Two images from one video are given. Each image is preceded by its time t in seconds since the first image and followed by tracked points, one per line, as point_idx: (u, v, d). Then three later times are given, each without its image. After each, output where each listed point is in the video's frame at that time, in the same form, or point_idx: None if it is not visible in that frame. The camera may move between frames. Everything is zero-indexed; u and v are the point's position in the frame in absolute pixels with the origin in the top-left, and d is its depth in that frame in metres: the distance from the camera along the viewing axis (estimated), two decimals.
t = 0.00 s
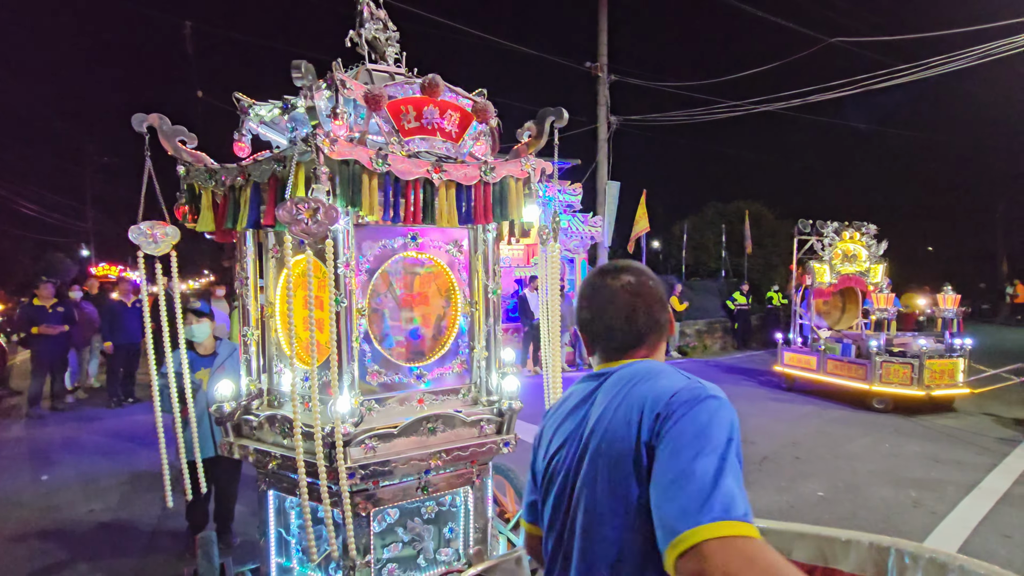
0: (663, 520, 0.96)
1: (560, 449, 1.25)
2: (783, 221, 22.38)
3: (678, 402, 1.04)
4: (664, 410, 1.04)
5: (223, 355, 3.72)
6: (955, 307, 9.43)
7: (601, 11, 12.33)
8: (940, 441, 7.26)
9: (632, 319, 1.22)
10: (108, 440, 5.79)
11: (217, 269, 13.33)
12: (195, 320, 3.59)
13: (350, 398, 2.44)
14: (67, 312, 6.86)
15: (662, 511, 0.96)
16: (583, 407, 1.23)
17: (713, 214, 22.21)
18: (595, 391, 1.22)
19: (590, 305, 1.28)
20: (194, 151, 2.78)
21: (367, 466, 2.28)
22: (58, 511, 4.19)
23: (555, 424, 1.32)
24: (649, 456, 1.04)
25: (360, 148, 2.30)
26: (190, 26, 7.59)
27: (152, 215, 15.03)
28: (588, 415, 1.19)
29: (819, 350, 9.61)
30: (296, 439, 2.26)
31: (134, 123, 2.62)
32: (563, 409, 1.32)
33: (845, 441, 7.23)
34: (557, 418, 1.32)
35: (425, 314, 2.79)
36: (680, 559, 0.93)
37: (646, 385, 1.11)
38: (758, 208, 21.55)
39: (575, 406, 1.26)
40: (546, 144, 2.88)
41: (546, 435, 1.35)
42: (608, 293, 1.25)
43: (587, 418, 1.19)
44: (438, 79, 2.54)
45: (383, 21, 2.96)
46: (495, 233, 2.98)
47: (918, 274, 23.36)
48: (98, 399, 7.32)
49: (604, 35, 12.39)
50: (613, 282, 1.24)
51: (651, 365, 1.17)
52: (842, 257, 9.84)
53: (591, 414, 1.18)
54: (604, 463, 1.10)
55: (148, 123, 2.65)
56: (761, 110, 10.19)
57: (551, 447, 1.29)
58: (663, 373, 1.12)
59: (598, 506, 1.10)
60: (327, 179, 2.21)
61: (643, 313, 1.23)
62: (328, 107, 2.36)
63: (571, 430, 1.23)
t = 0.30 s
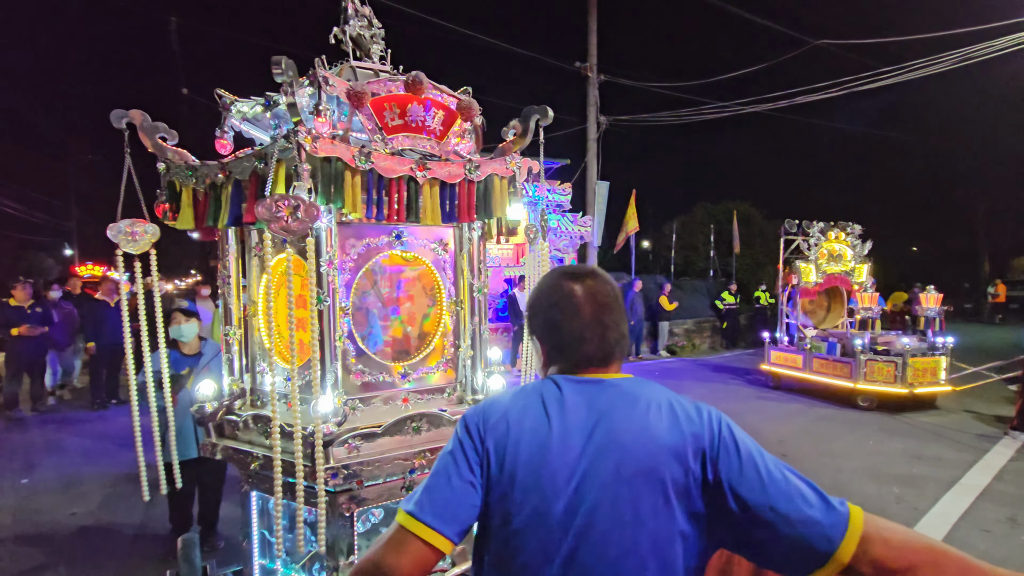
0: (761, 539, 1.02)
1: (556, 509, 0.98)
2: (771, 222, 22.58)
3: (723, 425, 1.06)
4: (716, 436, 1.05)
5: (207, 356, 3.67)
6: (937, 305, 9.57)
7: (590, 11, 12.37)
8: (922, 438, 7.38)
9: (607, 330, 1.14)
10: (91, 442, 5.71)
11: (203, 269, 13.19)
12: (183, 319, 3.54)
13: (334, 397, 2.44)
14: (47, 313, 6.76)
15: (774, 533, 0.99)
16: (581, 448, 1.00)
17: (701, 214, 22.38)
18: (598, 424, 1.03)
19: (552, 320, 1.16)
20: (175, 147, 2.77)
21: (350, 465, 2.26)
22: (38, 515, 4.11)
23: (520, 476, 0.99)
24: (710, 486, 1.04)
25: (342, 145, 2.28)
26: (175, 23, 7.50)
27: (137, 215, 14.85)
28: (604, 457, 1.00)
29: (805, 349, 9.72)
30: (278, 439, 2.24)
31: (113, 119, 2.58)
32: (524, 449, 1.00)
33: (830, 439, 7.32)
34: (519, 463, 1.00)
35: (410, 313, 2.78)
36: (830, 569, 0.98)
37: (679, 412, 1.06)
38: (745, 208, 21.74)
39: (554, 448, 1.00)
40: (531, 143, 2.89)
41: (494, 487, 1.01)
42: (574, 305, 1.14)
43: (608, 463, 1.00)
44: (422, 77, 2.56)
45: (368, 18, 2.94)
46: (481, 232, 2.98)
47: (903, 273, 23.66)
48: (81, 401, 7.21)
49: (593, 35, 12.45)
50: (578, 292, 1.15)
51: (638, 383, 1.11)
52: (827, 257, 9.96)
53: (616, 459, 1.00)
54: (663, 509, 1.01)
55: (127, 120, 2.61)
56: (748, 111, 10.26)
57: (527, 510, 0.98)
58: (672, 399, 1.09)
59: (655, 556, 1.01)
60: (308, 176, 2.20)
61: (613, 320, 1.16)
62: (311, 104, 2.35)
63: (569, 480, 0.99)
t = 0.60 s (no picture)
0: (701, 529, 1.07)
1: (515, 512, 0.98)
2: (753, 223, 22.89)
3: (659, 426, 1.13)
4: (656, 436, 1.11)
5: (186, 359, 3.63)
6: (912, 305, 9.78)
7: (575, 13, 12.45)
8: (898, 434, 7.53)
9: (551, 338, 1.18)
10: (64, 446, 5.58)
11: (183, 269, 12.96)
12: (161, 320, 3.48)
13: (307, 398, 2.43)
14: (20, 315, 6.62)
15: (714, 521, 1.05)
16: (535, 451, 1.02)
17: (684, 215, 22.60)
18: (552, 427, 1.05)
19: (497, 329, 1.19)
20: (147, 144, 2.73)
21: (324, 466, 2.24)
22: (7, 521, 4.01)
23: (478, 484, 0.98)
24: (653, 485, 1.10)
25: (316, 144, 2.34)
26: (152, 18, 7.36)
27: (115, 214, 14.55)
28: (561, 460, 1.02)
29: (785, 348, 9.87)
30: (258, 440, 2.22)
31: (84, 117, 2.54)
32: (482, 457, 1.00)
33: (809, 436, 7.44)
34: (476, 471, 0.99)
35: (387, 313, 2.77)
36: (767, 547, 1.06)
37: (623, 416, 1.12)
38: (728, 209, 22.01)
39: (510, 453, 1.00)
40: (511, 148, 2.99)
41: (449, 500, 0.98)
42: (518, 313, 1.18)
43: (563, 465, 1.02)
44: (395, 74, 2.54)
45: (346, 17, 2.93)
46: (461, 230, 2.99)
47: (881, 274, 24.14)
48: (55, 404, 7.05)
49: (578, 37, 12.52)
50: (521, 301, 1.19)
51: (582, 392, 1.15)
52: (807, 258, 10.13)
53: (571, 461, 1.02)
54: (616, 510, 1.04)
55: (98, 117, 2.57)
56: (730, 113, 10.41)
57: (485, 516, 0.97)
58: (614, 406, 1.14)
59: (611, 559, 1.02)
60: (280, 174, 2.22)
61: (558, 328, 1.21)
62: (284, 103, 2.32)
63: (527, 485, 1.00)
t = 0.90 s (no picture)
0: (650, 515, 1.12)
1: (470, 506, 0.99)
2: (731, 224, 23.30)
3: (610, 417, 1.17)
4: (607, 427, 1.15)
5: (154, 360, 3.55)
6: (883, 305, 10.05)
7: (556, 15, 12.51)
8: (868, 431, 7.73)
9: (507, 336, 1.21)
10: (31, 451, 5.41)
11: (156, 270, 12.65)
12: (130, 321, 3.39)
13: (276, 396, 2.40)
14: None
15: (660, 505, 1.10)
16: (489, 443, 1.04)
17: (664, 216, 22.94)
18: (506, 421, 1.07)
19: (452, 328, 1.21)
20: (114, 143, 2.69)
21: (292, 464, 2.23)
22: None
23: (432, 479, 1.00)
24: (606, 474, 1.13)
25: (282, 143, 2.33)
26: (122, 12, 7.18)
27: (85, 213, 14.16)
28: (516, 454, 1.04)
29: (761, 347, 10.06)
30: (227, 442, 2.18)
31: (47, 114, 2.46)
32: (438, 451, 1.02)
33: (784, 433, 7.59)
34: (430, 466, 1.00)
35: (358, 312, 2.77)
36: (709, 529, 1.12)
37: (575, 408, 1.16)
38: (706, 210, 22.37)
39: (464, 447, 1.02)
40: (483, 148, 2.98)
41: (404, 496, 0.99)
42: (474, 312, 1.20)
43: (519, 458, 1.04)
44: (364, 75, 2.58)
45: (319, 17, 2.92)
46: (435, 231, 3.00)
47: (854, 274, 24.76)
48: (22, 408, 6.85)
49: (559, 39, 12.60)
50: (477, 300, 1.22)
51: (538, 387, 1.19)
52: (782, 259, 10.34)
53: (524, 453, 1.04)
54: (570, 500, 1.06)
55: (63, 115, 2.50)
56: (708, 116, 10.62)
57: (440, 513, 0.98)
58: (569, 400, 1.18)
59: (567, 550, 1.04)
60: (246, 174, 2.21)
61: (515, 323, 1.24)
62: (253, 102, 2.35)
63: (482, 478, 1.01)
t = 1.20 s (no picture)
0: (581, 502, 1.15)
1: (396, 500, 0.99)
2: (704, 226, 23.74)
3: (541, 410, 1.20)
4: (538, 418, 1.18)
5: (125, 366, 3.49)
6: (848, 304, 10.36)
7: (532, 16, 12.53)
8: (834, 426, 7.97)
9: (442, 337, 1.24)
10: None
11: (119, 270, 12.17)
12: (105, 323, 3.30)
13: (236, 395, 2.45)
14: None
15: (588, 491, 1.13)
16: (416, 437, 1.05)
17: (639, 217, 23.25)
18: (438, 415, 1.09)
19: (387, 329, 1.23)
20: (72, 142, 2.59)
21: (252, 463, 2.21)
22: None
23: (361, 474, 1.00)
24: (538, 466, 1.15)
25: (240, 143, 2.42)
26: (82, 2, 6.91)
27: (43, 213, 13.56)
28: (447, 446, 1.05)
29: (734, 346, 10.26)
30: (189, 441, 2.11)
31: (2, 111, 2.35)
32: (368, 446, 1.02)
33: (755, 429, 7.77)
34: (358, 462, 1.01)
35: (322, 312, 2.84)
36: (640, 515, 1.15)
37: (507, 402, 1.18)
38: (681, 212, 22.74)
39: (390, 442, 1.03)
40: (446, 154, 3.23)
41: (333, 493, 1.00)
42: (408, 314, 1.23)
43: (450, 449, 1.04)
44: (323, 75, 2.66)
45: (284, 17, 2.93)
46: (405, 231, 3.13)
47: (822, 275, 25.48)
48: None
49: (535, 41, 12.67)
50: (413, 302, 1.25)
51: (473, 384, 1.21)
52: (753, 259, 10.56)
53: (454, 446, 1.06)
54: (502, 491, 1.07)
55: (21, 113, 2.39)
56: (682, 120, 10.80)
57: (366, 508, 0.98)
58: (503, 396, 1.20)
59: (500, 540, 1.05)
60: (202, 173, 2.30)
61: (450, 325, 1.27)
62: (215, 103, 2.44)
63: (413, 470, 1.01)
